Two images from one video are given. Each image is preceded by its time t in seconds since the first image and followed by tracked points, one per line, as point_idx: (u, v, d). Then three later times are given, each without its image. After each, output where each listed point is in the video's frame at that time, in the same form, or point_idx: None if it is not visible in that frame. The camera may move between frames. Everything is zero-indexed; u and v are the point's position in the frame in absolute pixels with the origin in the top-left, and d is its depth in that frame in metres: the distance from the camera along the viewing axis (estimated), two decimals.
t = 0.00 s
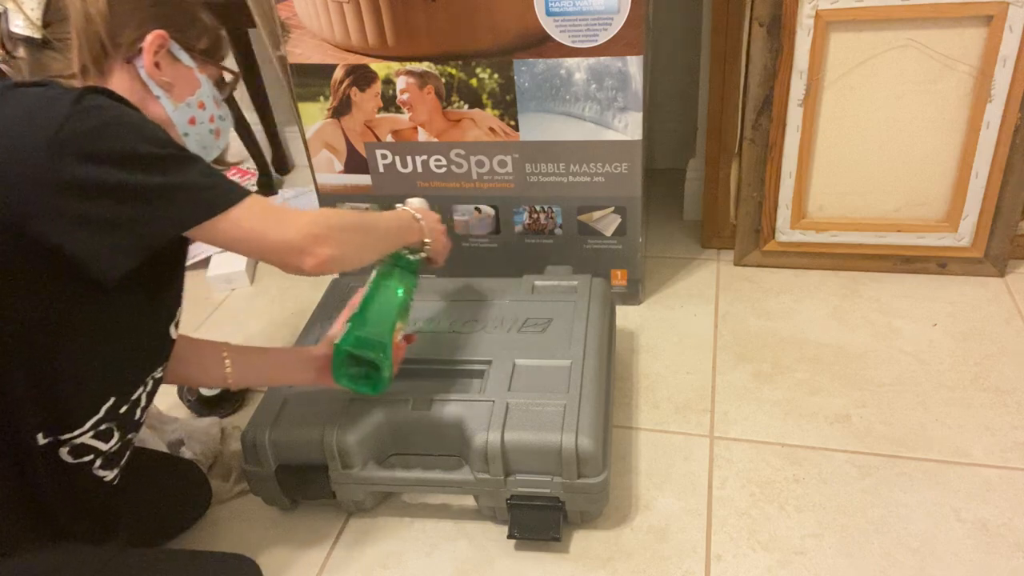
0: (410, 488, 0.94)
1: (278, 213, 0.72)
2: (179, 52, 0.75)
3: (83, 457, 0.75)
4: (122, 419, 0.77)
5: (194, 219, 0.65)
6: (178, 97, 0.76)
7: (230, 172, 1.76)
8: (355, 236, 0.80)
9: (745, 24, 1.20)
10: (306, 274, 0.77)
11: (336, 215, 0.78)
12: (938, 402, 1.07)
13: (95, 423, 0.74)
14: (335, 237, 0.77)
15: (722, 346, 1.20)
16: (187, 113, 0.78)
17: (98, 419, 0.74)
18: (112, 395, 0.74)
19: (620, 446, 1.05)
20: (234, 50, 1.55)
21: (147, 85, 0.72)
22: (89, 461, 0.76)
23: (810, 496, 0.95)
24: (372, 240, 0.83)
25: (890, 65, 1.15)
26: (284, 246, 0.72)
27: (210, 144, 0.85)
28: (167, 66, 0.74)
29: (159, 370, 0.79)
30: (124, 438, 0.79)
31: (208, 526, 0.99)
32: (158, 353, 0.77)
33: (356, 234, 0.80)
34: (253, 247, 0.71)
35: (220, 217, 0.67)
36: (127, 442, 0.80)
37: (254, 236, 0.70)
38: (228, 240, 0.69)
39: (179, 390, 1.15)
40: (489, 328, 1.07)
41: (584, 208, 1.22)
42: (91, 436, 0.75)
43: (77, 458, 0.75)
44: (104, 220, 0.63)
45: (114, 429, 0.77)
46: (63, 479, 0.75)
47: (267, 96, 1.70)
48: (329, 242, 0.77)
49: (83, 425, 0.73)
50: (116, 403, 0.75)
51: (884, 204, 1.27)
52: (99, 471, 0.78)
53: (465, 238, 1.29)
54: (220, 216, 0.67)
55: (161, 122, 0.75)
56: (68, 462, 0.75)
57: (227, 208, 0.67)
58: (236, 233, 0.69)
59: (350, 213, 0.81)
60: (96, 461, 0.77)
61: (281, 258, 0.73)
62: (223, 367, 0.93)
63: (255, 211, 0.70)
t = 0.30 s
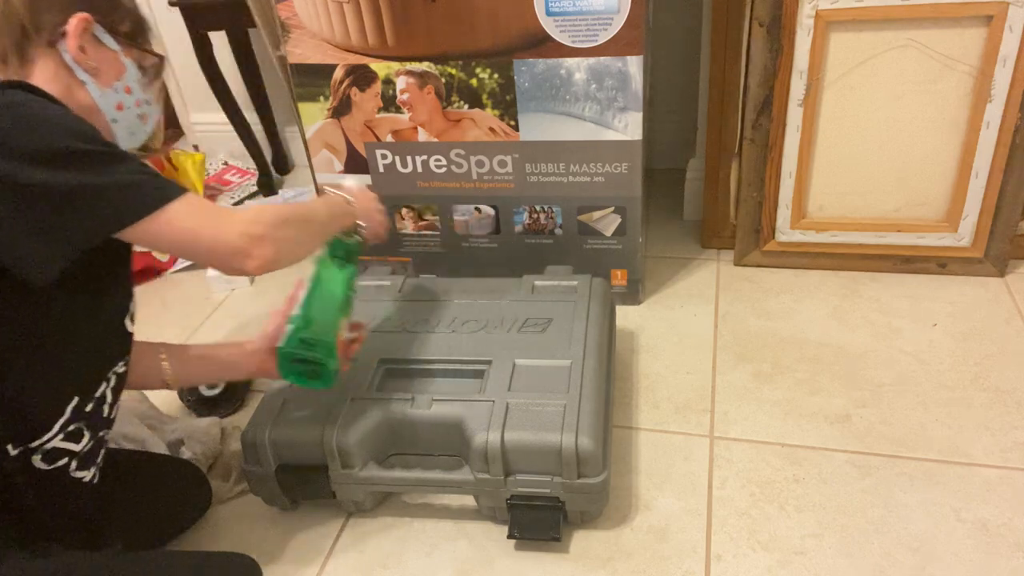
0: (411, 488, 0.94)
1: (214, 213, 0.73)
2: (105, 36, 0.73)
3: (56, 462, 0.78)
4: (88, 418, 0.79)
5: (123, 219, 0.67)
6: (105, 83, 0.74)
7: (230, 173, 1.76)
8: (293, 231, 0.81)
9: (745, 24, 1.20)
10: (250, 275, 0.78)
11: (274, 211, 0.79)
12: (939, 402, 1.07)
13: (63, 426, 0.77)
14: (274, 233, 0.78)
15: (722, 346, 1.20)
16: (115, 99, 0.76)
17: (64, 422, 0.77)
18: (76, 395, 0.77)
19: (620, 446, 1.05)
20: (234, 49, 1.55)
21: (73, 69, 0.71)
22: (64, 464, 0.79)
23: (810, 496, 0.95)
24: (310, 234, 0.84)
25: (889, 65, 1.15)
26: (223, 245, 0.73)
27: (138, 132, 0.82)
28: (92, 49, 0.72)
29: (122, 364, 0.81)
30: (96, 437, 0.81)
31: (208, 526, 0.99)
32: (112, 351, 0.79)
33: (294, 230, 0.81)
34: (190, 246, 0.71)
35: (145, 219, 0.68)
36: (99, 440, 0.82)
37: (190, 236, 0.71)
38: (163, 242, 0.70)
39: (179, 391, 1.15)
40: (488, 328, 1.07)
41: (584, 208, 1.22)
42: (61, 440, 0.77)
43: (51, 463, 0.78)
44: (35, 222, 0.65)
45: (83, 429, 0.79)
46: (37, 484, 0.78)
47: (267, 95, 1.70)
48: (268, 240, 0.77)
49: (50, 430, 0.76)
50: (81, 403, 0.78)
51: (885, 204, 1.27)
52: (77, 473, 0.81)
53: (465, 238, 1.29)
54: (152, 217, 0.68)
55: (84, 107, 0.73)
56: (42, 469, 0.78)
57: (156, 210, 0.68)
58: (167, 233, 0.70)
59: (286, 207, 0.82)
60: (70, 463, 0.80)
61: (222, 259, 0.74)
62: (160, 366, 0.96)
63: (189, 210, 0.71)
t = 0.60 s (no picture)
0: (411, 488, 0.94)
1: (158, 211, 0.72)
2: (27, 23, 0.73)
3: (37, 455, 0.78)
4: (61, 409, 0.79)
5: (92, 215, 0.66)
6: (27, 68, 0.73)
7: (231, 173, 1.76)
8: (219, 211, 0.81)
9: (745, 24, 1.20)
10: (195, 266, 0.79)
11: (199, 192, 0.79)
12: (939, 402, 1.07)
13: (38, 418, 0.76)
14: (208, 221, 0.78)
15: (722, 346, 1.20)
16: (35, 84, 0.75)
17: (39, 414, 0.76)
18: (46, 387, 0.76)
19: (620, 446, 1.05)
20: (234, 50, 1.55)
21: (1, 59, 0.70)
22: (44, 456, 0.78)
23: (810, 496, 0.95)
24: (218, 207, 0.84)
25: (889, 64, 1.15)
26: (172, 244, 0.74)
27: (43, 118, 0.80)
28: (17, 36, 0.71)
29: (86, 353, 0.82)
30: (70, 425, 0.81)
31: (208, 526, 0.99)
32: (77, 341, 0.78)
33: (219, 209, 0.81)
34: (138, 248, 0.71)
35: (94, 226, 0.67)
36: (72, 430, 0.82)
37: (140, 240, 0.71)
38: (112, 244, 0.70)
39: (179, 391, 1.15)
40: (488, 328, 1.07)
41: (584, 208, 1.22)
42: (39, 432, 0.77)
43: (32, 458, 0.77)
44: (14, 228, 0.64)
45: (57, 418, 0.79)
46: (20, 484, 0.77)
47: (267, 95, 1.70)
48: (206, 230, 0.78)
49: (26, 423, 0.75)
50: (52, 394, 0.77)
51: (885, 204, 1.27)
52: (58, 462, 0.80)
53: (465, 238, 1.29)
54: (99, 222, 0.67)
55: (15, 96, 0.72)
56: (23, 465, 0.77)
57: (105, 215, 0.67)
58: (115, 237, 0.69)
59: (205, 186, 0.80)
60: (50, 455, 0.79)
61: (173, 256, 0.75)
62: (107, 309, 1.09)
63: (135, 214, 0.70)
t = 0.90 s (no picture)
0: (411, 488, 0.94)
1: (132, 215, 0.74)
2: None
3: (31, 453, 0.77)
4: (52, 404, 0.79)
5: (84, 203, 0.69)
6: None
7: (231, 173, 1.76)
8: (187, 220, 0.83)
9: (745, 24, 1.20)
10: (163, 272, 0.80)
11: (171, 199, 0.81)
12: (939, 402, 1.07)
13: (29, 415, 0.76)
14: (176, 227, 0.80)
15: (722, 346, 1.20)
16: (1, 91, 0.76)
17: (30, 410, 0.76)
18: (33, 382, 0.76)
19: (620, 446, 1.05)
20: (234, 50, 1.55)
21: None
22: (37, 453, 0.78)
23: (810, 496, 0.95)
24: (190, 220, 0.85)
25: (889, 65, 1.15)
26: (146, 246, 0.75)
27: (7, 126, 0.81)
28: None
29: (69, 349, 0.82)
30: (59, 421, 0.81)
31: (209, 526, 0.99)
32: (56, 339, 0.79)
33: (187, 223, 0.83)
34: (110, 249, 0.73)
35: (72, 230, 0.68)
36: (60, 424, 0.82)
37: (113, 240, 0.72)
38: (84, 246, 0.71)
39: (179, 391, 1.15)
40: (488, 328, 1.07)
41: (584, 208, 1.22)
42: (31, 429, 0.76)
43: (25, 455, 0.77)
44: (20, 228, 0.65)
45: (47, 415, 0.78)
46: (19, 481, 0.76)
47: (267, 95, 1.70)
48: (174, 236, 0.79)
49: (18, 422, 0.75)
50: (39, 390, 0.77)
51: (885, 204, 1.27)
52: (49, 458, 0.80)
53: (465, 238, 1.29)
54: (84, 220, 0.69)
55: None
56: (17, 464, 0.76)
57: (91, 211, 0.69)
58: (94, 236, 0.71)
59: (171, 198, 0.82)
60: (43, 452, 0.79)
61: (144, 258, 0.76)
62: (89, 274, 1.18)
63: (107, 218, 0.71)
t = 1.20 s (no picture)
0: (410, 488, 0.94)
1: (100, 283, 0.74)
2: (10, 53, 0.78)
3: (25, 455, 0.78)
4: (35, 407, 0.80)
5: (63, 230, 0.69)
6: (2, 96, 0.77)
7: (231, 173, 1.76)
8: (157, 320, 0.82)
9: (745, 25, 1.20)
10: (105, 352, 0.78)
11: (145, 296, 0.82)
12: (939, 402, 1.07)
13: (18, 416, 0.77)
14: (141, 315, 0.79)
15: (722, 346, 1.20)
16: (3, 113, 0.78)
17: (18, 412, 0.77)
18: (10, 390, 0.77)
19: (620, 446, 1.05)
20: (234, 50, 1.55)
21: None
22: (32, 455, 0.78)
23: (810, 497, 0.95)
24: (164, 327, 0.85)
25: (889, 64, 1.15)
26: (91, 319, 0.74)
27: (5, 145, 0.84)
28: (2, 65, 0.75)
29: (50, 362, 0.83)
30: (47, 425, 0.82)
31: (209, 526, 0.99)
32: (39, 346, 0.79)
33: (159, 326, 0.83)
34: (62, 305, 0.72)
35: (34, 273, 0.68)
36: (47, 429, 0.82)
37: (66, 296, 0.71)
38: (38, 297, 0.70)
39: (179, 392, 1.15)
40: (488, 328, 1.07)
41: (584, 208, 1.22)
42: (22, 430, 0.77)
43: (20, 457, 0.77)
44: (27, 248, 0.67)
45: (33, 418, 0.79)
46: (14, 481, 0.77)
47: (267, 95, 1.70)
48: (135, 321, 0.78)
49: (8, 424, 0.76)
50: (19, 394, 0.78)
51: (885, 204, 1.27)
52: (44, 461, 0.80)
53: (465, 238, 1.29)
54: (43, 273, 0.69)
55: None
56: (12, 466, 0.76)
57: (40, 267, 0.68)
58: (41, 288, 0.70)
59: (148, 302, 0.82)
60: (37, 454, 0.79)
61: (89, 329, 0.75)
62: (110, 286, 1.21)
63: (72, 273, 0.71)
